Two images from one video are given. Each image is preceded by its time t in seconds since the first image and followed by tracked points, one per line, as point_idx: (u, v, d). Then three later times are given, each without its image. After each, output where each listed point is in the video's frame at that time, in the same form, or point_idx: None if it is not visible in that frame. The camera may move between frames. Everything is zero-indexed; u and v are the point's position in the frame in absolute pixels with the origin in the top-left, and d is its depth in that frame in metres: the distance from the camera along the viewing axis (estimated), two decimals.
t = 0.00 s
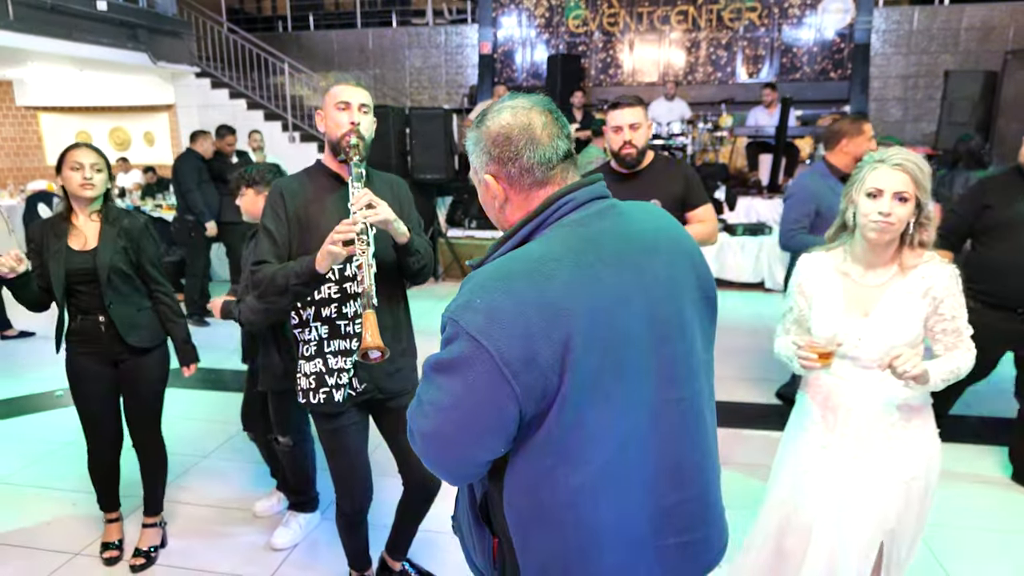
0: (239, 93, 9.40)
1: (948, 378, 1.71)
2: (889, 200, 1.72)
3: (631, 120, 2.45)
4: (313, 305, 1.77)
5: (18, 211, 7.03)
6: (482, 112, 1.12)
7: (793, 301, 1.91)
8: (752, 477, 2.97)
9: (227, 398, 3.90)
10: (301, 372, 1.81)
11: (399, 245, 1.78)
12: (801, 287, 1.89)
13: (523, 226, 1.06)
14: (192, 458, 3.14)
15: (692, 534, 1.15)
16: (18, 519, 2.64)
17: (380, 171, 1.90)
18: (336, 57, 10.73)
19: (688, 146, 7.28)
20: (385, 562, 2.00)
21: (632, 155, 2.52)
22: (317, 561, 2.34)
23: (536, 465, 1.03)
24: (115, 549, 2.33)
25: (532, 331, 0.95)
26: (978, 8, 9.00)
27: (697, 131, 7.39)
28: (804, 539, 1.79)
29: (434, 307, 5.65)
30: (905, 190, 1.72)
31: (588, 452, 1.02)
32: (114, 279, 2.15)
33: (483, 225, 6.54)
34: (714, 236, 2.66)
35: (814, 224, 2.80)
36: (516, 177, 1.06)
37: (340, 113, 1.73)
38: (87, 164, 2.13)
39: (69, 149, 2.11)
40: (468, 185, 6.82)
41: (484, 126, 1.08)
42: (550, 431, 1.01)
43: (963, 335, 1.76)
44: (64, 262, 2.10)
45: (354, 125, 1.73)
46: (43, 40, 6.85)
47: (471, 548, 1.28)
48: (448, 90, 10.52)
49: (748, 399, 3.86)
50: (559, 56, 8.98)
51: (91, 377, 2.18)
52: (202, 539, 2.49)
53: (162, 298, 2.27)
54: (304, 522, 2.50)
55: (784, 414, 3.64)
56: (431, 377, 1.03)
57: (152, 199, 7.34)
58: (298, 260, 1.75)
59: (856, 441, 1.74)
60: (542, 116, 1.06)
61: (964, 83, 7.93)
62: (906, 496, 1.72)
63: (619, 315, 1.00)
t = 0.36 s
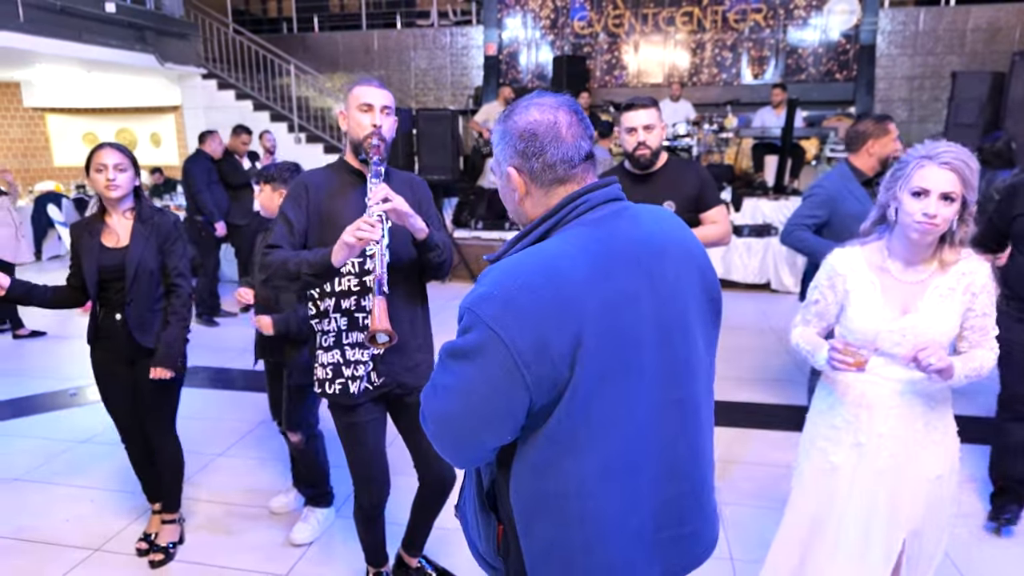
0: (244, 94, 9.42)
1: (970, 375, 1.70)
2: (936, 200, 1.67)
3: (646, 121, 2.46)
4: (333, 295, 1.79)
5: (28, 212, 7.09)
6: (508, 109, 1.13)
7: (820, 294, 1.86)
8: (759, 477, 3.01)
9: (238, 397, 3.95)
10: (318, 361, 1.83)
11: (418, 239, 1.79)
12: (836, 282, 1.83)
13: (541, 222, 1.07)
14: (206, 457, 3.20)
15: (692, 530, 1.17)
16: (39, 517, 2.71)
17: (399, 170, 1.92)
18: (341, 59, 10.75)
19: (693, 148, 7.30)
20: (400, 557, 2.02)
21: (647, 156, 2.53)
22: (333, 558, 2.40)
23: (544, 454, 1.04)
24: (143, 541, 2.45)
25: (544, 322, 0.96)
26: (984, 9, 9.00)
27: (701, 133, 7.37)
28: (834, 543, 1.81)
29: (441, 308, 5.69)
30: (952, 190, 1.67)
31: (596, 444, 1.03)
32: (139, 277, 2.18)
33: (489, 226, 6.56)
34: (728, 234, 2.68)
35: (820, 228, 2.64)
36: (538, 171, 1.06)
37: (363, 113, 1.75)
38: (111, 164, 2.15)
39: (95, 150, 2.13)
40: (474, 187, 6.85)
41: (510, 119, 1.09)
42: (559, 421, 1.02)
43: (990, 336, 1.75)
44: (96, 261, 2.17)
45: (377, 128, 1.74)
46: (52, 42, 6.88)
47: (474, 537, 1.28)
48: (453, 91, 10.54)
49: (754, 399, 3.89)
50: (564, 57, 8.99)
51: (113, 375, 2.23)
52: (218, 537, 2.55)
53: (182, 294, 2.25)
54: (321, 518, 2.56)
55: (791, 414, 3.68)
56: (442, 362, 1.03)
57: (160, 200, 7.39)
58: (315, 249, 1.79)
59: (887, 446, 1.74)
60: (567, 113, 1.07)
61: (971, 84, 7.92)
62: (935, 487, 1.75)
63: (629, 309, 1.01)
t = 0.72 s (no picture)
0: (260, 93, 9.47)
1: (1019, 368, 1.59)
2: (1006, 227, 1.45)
3: (666, 121, 2.46)
4: (358, 296, 1.83)
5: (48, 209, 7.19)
6: (568, 105, 1.25)
7: (870, 310, 1.57)
8: (775, 478, 3.01)
9: (256, 392, 4.01)
10: (342, 360, 1.87)
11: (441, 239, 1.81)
12: (892, 297, 1.56)
13: (595, 209, 1.19)
14: (226, 452, 3.26)
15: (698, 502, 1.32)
16: (64, 510, 2.76)
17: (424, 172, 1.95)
18: (355, 57, 10.79)
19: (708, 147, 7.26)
20: (420, 554, 2.12)
21: (666, 155, 2.53)
22: (354, 553, 2.47)
23: (589, 415, 1.17)
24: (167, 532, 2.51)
25: (607, 293, 1.08)
26: (1005, 5, 8.88)
27: (716, 132, 7.30)
28: None
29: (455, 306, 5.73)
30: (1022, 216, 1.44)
31: (638, 409, 1.17)
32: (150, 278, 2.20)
33: (503, 224, 6.56)
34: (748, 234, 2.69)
35: (853, 227, 2.61)
36: (596, 162, 1.18)
37: (390, 115, 1.77)
38: (138, 166, 2.18)
39: (122, 151, 2.16)
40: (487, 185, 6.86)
41: (573, 114, 1.20)
42: (607, 386, 1.15)
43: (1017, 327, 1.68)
44: (119, 259, 2.21)
45: (403, 128, 1.77)
46: (71, 42, 6.97)
47: (491, 504, 1.36)
48: (466, 90, 10.55)
49: (770, 399, 3.88)
50: (578, 56, 8.98)
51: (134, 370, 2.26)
52: (240, 533, 2.59)
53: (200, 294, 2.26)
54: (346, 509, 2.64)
55: (807, 414, 3.67)
56: (505, 325, 1.14)
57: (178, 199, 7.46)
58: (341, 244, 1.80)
59: (959, 456, 1.53)
60: (624, 114, 1.19)
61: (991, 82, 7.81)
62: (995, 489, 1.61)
63: (671, 291, 1.15)
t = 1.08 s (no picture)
0: (279, 94, 9.55)
1: None
2: None
3: (686, 120, 2.44)
4: (381, 291, 1.86)
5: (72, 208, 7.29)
6: (608, 105, 1.52)
7: (915, 312, 1.50)
8: (794, 478, 3.00)
9: (274, 390, 4.05)
10: (365, 356, 1.90)
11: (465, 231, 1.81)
12: (943, 301, 1.48)
13: (633, 188, 1.45)
14: (245, 449, 3.30)
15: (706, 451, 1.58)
16: (89, 504, 2.80)
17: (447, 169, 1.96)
18: (373, 58, 10.84)
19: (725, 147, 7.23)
20: (439, 552, 2.17)
21: (686, 155, 2.53)
22: (372, 547, 2.49)
23: (631, 370, 1.40)
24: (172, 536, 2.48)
25: (653, 255, 1.33)
26: None
27: (734, 131, 7.25)
28: None
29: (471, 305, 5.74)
30: None
31: (672, 365, 1.42)
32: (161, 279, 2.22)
33: (519, 224, 6.56)
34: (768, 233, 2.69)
35: (909, 223, 2.63)
36: (635, 152, 1.46)
37: (415, 109, 1.79)
38: (159, 167, 2.21)
39: (145, 152, 2.20)
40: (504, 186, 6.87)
41: (617, 111, 1.47)
42: (648, 344, 1.39)
43: None
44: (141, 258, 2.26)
45: (429, 120, 1.79)
46: (94, 44, 7.07)
47: (529, 462, 1.54)
48: (483, 90, 10.56)
49: (788, 400, 3.86)
50: (596, 55, 8.96)
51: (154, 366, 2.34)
52: (260, 528, 2.62)
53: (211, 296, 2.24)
54: (365, 506, 2.65)
55: (826, 415, 3.64)
56: (564, 284, 1.35)
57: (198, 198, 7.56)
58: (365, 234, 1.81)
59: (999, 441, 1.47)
60: (658, 115, 1.48)
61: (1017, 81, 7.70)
62: None
63: (697, 268, 1.42)
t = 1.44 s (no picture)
0: (293, 93, 9.59)
1: None
2: None
3: (701, 119, 2.44)
4: (398, 291, 1.86)
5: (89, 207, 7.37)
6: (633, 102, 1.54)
7: (960, 326, 1.43)
8: (808, 478, 2.98)
9: (289, 387, 4.08)
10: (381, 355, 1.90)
11: (483, 233, 1.82)
12: (992, 316, 1.40)
13: (655, 181, 1.48)
14: (261, 445, 3.33)
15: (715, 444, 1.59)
16: (105, 500, 2.82)
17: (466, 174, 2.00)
18: (387, 57, 10.88)
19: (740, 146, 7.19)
20: (454, 548, 2.22)
21: (701, 154, 2.53)
22: (386, 543, 2.51)
23: (647, 355, 1.43)
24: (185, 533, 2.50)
25: (674, 244, 1.37)
26: None
27: (749, 131, 7.24)
28: None
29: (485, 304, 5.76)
30: None
31: (688, 353, 1.44)
32: (176, 274, 2.23)
33: (532, 223, 6.57)
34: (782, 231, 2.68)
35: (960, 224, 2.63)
36: (660, 146, 1.48)
37: (440, 110, 1.79)
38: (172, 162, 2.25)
39: (161, 148, 2.25)
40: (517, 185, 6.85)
41: (644, 105, 1.50)
42: (666, 330, 1.41)
43: None
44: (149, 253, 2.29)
45: (453, 122, 1.79)
46: (112, 44, 7.15)
47: (540, 444, 1.57)
48: (496, 89, 10.57)
49: (803, 400, 3.84)
50: (610, 54, 8.96)
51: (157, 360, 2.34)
52: (274, 524, 2.63)
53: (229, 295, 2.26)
54: (381, 502, 2.66)
55: (841, 415, 3.62)
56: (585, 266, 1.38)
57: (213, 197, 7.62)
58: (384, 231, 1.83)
59: None
60: (683, 113, 1.51)
61: None
62: None
63: (712, 260, 1.45)
